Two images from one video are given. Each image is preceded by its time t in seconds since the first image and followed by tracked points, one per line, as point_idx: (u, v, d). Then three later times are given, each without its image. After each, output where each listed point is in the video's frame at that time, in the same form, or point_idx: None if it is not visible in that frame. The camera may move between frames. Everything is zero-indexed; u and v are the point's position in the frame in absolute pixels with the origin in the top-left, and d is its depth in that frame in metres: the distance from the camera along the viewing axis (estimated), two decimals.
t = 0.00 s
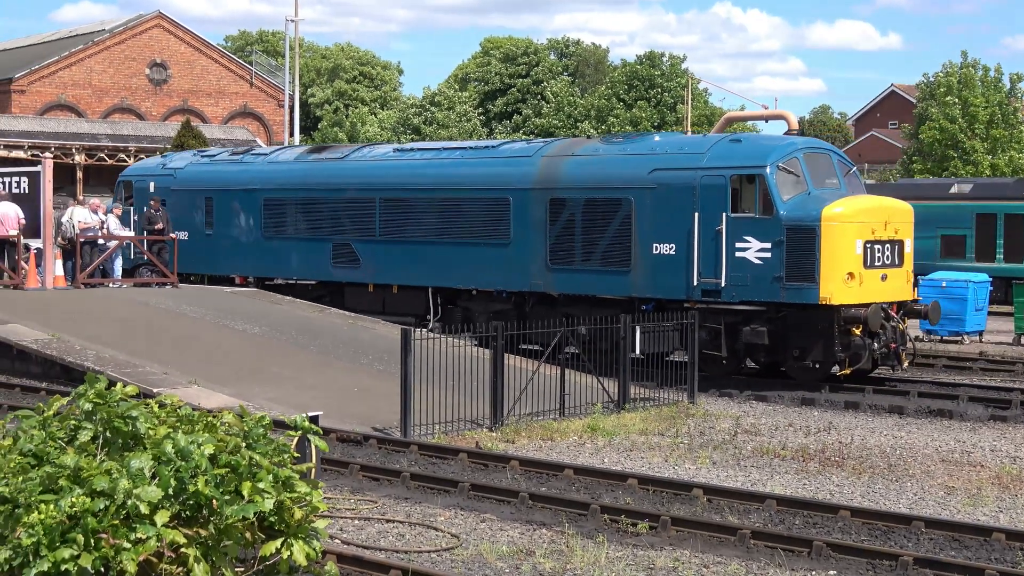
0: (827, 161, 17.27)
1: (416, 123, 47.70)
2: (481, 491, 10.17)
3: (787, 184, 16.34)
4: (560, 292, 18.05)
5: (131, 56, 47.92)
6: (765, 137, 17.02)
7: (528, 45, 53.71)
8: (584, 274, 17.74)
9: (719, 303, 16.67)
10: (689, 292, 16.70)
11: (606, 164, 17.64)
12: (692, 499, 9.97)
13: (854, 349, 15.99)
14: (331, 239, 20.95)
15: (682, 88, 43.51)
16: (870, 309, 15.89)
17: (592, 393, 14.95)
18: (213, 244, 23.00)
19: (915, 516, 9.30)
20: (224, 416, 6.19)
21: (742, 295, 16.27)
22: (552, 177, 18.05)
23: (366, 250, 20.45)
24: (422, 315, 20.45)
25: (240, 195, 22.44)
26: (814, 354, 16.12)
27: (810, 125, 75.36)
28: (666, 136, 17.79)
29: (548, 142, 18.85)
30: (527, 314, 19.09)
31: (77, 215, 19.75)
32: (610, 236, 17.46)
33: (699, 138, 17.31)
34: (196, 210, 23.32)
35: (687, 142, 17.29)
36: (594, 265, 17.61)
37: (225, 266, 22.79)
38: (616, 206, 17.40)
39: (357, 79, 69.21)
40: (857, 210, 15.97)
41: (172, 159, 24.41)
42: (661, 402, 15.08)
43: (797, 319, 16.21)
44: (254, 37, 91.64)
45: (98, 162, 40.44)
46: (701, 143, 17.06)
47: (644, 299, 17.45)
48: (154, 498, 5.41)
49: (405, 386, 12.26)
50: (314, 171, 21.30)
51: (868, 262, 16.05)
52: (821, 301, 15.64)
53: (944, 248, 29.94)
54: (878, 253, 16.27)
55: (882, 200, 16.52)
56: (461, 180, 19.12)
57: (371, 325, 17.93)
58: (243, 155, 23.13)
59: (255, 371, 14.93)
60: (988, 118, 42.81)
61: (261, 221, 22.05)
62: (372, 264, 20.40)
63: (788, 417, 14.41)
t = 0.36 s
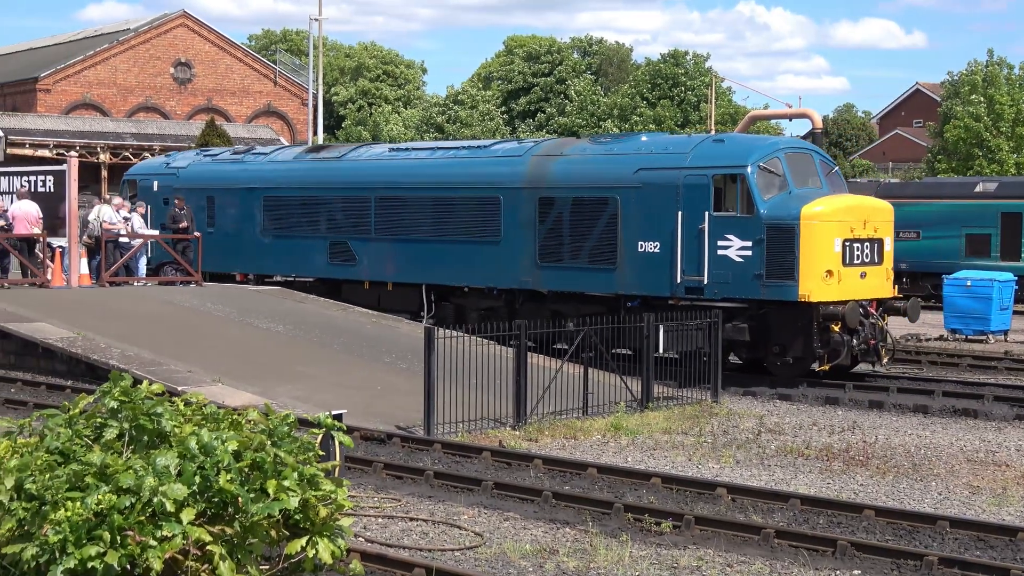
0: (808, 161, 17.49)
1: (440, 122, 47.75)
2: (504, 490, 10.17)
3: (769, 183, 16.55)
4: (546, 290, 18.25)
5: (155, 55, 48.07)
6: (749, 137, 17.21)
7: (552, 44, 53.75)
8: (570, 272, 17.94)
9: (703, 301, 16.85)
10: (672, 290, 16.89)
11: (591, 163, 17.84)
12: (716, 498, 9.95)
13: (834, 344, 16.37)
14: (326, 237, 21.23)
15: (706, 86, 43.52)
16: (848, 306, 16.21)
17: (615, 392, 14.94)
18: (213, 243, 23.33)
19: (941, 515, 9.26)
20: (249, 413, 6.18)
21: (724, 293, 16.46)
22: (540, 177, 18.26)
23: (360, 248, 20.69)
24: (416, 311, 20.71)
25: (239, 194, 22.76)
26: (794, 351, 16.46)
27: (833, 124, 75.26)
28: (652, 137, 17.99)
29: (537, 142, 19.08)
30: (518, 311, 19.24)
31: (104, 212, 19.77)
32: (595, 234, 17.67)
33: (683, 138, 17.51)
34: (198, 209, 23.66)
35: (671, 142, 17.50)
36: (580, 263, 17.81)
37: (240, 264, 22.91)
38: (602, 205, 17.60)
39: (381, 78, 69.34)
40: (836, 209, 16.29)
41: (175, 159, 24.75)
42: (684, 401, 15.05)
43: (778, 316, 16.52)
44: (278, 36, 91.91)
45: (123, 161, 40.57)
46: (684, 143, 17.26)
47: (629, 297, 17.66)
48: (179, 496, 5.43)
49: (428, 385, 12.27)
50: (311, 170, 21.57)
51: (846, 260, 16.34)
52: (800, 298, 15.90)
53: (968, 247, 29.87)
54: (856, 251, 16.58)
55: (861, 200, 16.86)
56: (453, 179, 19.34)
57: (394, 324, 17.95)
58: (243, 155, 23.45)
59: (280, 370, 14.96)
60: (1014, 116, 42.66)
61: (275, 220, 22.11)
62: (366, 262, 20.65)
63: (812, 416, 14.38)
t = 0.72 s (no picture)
0: (793, 160, 17.85)
1: (463, 121, 47.75)
2: (528, 489, 10.17)
3: (752, 183, 16.90)
4: (539, 287, 18.72)
5: (180, 55, 48.19)
6: (734, 137, 17.61)
7: (575, 43, 53.74)
8: (560, 269, 18.41)
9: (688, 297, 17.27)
10: (659, 286, 17.32)
11: (582, 164, 18.30)
12: (740, 498, 9.94)
13: (815, 341, 16.54)
14: (327, 236, 21.73)
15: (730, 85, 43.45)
16: (829, 303, 16.49)
17: (639, 392, 14.92)
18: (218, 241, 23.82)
19: (965, 516, 9.23)
20: (273, 412, 6.21)
21: (709, 290, 16.83)
22: (533, 177, 18.73)
23: (360, 246, 21.19)
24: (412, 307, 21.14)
25: (243, 194, 23.26)
26: (776, 347, 16.67)
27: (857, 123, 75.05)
28: (643, 137, 18.41)
29: (531, 143, 19.52)
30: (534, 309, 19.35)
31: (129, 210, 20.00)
32: (585, 233, 18.12)
33: (670, 138, 17.93)
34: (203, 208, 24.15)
35: (658, 142, 17.90)
36: (570, 260, 18.27)
37: (264, 263, 23.00)
38: (591, 205, 18.05)
39: (405, 78, 69.36)
40: (817, 208, 16.58)
41: (181, 159, 25.27)
42: (707, 401, 15.01)
43: (760, 313, 16.78)
44: (302, 35, 92.09)
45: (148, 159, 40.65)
46: (671, 143, 17.67)
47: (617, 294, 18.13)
48: (204, 495, 5.44)
49: (451, 385, 12.29)
50: (312, 170, 22.08)
51: (828, 258, 16.63)
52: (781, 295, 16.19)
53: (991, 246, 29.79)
54: (838, 249, 16.86)
55: (844, 200, 17.16)
56: (449, 179, 19.81)
57: (418, 323, 17.97)
58: (248, 155, 23.97)
59: (303, 368, 15.00)
60: None
61: (299, 220, 22.21)
62: (365, 259, 21.14)
63: (836, 416, 14.35)
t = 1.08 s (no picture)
0: (780, 159, 18.06)
1: (487, 120, 47.76)
2: (551, 488, 10.17)
3: (738, 182, 17.15)
4: (532, 284, 19.00)
5: (204, 55, 48.30)
6: (722, 136, 17.83)
7: (598, 42, 53.72)
8: (553, 267, 18.69)
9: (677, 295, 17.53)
10: (648, 284, 17.58)
11: (572, 163, 18.55)
12: (764, 498, 9.92)
13: (800, 337, 16.82)
14: (327, 234, 22.04)
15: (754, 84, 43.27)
16: (813, 300, 16.73)
17: (662, 391, 14.91)
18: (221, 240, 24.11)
19: (990, 515, 9.19)
20: (298, 411, 6.23)
21: (697, 287, 17.11)
22: (525, 176, 18.99)
23: (359, 245, 21.49)
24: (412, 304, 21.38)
25: (246, 193, 23.54)
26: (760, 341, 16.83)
27: (881, 122, 74.81)
28: (633, 137, 18.64)
29: (525, 142, 19.77)
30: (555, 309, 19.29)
31: (156, 210, 20.15)
32: (576, 231, 18.38)
33: (659, 138, 18.17)
34: (207, 208, 24.46)
35: (648, 141, 18.12)
36: (562, 258, 18.54)
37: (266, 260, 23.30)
38: (582, 204, 18.31)
39: (428, 77, 69.35)
40: (802, 207, 16.85)
41: (186, 159, 25.58)
42: (731, 400, 14.98)
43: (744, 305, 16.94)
44: (326, 34, 92.26)
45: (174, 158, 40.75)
46: (660, 143, 17.90)
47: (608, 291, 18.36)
48: (229, 493, 5.45)
49: (475, 383, 12.30)
50: (313, 170, 22.38)
51: (812, 257, 16.87)
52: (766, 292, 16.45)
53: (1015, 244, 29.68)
54: (823, 247, 17.10)
55: (829, 198, 17.38)
56: (445, 178, 20.09)
57: (441, 322, 17.99)
58: (251, 155, 24.27)
59: (326, 367, 15.04)
60: None
61: (318, 219, 22.24)
62: (364, 257, 21.44)
63: (860, 415, 14.31)
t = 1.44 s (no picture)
0: (770, 160, 18.35)
1: (509, 120, 47.78)
2: (575, 487, 10.17)
3: (727, 181, 17.42)
4: (527, 282, 19.36)
5: (228, 55, 48.47)
6: (714, 137, 18.09)
7: (621, 41, 53.71)
8: (548, 265, 19.02)
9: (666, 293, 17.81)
10: (639, 283, 17.88)
11: (566, 163, 18.85)
12: (788, 498, 9.90)
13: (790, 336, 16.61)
14: (330, 232, 22.43)
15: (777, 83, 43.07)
16: (800, 298, 17.01)
17: (686, 391, 14.90)
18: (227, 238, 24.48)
19: (1016, 516, 9.15)
20: (323, 411, 6.25)
21: (686, 285, 17.38)
22: (522, 176, 19.30)
23: (360, 243, 21.87)
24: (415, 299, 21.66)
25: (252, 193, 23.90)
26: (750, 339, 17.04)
27: (905, 122, 74.55)
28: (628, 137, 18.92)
29: (522, 143, 20.06)
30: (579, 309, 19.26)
31: (180, 210, 20.09)
32: (569, 230, 18.69)
33: (653, 138, 18.45)
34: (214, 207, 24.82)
35: (642, 142, 18.40)
36: (556, 257, 18.87)
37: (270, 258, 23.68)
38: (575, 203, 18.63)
39: (451, 77, 69.34)
40: (789, 206, 17.12)
41: (192, 159, 25.94)
42: (754, 400, 14.93)
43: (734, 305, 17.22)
44: (350, 34, 92.42)
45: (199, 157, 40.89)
46: (653, 143, 18.18)
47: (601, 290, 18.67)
48: (254, 492, 5.47)
49: (499, 383, 12.31)
50: (316, 169, 22.78)
51: (799, 255, 17.13)
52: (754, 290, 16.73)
53: None
54: (810, 246, 17.36)
55: (816, 197, 17.64)
56: (445, 178, 20.43)
57: (464, 321, 18.02)
58: (256, 155, 24.64)
59: (352, 367, 15.07)
60: None
61: (336, 220, 22.32)
62: (365, 255, 21.82)
63: (884, 415, 14.27)
